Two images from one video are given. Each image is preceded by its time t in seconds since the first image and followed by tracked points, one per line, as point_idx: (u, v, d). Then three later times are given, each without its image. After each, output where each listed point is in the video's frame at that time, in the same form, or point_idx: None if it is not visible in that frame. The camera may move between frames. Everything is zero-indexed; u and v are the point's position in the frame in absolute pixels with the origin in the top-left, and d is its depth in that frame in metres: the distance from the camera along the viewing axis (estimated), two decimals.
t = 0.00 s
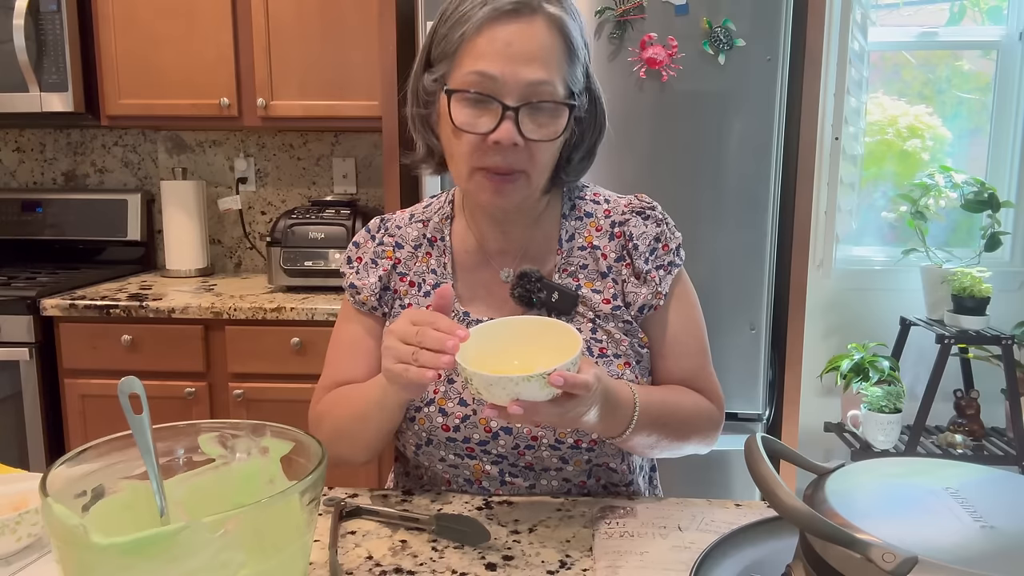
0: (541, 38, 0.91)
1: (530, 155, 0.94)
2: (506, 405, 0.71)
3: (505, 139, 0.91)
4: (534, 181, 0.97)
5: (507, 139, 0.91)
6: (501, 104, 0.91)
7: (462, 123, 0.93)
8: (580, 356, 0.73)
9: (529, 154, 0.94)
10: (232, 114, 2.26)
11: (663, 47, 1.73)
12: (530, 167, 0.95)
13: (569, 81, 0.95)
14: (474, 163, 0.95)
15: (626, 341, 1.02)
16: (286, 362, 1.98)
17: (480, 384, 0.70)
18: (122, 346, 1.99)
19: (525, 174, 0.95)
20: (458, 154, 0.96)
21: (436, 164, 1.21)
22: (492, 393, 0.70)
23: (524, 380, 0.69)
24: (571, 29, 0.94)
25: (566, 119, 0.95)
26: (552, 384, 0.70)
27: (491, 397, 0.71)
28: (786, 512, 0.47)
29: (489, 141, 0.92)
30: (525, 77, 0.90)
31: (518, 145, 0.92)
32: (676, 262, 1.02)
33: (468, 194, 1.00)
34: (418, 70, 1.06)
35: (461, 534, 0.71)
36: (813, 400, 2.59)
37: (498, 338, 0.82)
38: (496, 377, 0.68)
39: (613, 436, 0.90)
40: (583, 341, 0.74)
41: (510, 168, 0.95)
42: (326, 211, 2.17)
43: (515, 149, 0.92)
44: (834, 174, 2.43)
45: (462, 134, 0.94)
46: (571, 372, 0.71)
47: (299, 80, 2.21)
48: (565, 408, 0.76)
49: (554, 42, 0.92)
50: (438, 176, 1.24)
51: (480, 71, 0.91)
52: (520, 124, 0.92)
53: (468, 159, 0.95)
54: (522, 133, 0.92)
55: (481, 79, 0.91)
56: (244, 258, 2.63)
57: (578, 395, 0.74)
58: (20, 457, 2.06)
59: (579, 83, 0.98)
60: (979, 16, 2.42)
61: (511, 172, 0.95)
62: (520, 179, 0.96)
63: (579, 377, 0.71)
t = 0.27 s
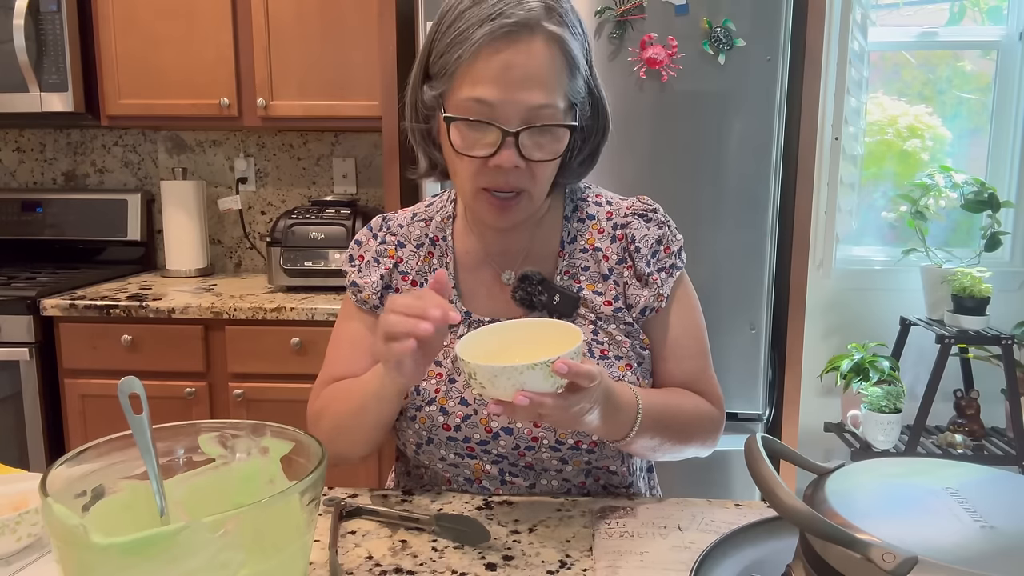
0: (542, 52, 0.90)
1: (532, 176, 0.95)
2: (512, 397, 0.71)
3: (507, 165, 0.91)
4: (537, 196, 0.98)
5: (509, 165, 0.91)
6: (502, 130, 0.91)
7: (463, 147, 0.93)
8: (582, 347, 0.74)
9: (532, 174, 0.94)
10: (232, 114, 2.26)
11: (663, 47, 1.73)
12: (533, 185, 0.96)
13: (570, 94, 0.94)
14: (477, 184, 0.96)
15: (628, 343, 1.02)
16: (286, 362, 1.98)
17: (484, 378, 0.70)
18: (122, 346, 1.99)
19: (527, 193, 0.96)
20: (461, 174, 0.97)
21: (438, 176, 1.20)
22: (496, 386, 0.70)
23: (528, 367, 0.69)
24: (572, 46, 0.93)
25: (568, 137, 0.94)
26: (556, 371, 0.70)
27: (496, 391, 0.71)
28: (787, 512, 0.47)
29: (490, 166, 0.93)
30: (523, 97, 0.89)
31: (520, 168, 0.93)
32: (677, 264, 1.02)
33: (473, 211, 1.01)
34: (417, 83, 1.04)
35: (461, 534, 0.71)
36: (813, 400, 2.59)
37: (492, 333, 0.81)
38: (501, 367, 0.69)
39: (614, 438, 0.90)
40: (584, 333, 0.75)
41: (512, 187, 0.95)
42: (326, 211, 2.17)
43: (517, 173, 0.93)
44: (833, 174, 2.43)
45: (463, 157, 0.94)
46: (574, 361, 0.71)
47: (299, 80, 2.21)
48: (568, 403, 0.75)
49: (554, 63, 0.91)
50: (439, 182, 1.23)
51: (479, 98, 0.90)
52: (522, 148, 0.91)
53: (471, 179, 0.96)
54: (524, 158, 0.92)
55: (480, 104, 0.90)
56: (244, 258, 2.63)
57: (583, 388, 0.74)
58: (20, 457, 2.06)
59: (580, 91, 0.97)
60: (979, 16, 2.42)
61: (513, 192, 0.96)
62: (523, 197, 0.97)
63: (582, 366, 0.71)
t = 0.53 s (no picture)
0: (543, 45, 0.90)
1: (532, 166, 0.94)
2: (512, 403, 0.71)
3: (506, 154, 0.91)
4: (537, 188, 0.98)
5: (508, 153, 0.91)
6: (500, 120, 0.91)
7: (460, 138, 0.93)
8: (581, 354, 0.73)
9: (531, 164, 0.94)
10: (232, 114, 2.26)
11: (663, 47, 1.73)
12: (533, 176, 0.95)
13: (571, 86, 0.94)
14: (475, 175, 0.95)
15: (629, 346, 1.02)
16: (286, 362, 1.98)
17: (484, 383, 0.70)
18: (122, 346, 1.99)
19: (527, 184, 0.96)
20: (459, 166, 0.96)
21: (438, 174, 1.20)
22: (496, 392, 0.70)
23: (528, 373, 0.69)
24: (572, 37, 0.93)
25: (567, 128, 0.94)
26: (555, 378, 0.69)
27: (496, 397, 0.71)
28: (787, 512, 0.47)
29: (489, 156, 0.92)
30: (521, 86, 0.89)
31: (519, 158, 0.92)
32: (679, 266, 1.02)
33: (472, 205, 1.00)
34: (416, 79, 1.05)
35: (461, 533, 0.71)
36: (813, 400, 2.59)
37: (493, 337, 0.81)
38: (500, 374, 0.69)
39: (616, 442, 0.90)
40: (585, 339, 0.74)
41: (511, 178, 0.95)
42: (326, 211, 2.17)
43: (516, 163, 0.93)
44: (833, 174, 2.43)
45: (461, 149, 0.94)
46: (574, 367, 0.71)
47: (299, 80, 2.21)
48: (569, 408, 0.75)
49: (553, 52, 0.91)
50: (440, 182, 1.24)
51: (478, 86, 0.90)
52: (521, 138, 0.91)
53: (470, 170, 0.95)
54: (523, 147, 0.92)
55: (479, 93, 0.90)
56: (244, 258, 2.63)
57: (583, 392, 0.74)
58: (20, 457, 2.06)
59: (581, 86, 0.97)
60: (979, 16, 2.42)
61: (512, 183, 0.96)
62: (523, 189, 0.96)
63: (582, 372, 0.71)
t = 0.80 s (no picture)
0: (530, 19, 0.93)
1: (531, 135, 0.94)
2: (515, 403, 0.71)
3: (504, 118, 0.91)
4: (541, 165, 0.96)
5: (505, 118, 0.91)
6: (494, 86, 0.93)
7: (458, 114, 0.94)
8: (586, 354, 0.73)
9: (531, 133, 0.93)
10: (232, 114, 2.26)
11: (663, 47, 1.73)
12: (535, 148, 0.94)
13: (562, 60, 0.97)
14: (477, 152, 0.94)
15: (631, 348, 1.02)
16: (286, 362, 1.98)
17: (488, 384, 0.70)
18: (122, 345, 1.99)
19: (530, 157, 0.94)
20: (459, 149, 0.96)
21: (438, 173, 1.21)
22: (499, 391, 0.70)
23: (531, 373, 0.69)
24: (557, 13, 0.96)
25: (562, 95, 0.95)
26: (559, 379, 0.69)
27: (499, 397, 0.71)
28: (787, 513, 0.47)
29: (487, 125, 0.92)
30: (515, 59, 0.92)
31: (518, 124, 0.92)
32: (681, 268, 1.02)
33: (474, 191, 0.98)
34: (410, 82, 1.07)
35: (461, 534, 0.71)
36: (813, 400, 2.59)
37: (495, 337, 0.81)
38: (504, 374, 0.68)
39: (618, 444, 0.90)
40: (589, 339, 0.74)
41: (514, 150, 0.94)
42: (326, 211, 2.17)
43: (516, 130, 0.92)
44: (833, 174, 2.44)
45: (459, 126, 0.95)
46: (578, 367, 0.71)
47: (299, 80, 2.21)
48: (572, 410, 0.75)
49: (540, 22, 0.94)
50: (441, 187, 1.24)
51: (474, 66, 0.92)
52: (516, 101, 0.92)
53: (471, 150, 0.95)
54: (519, 111, 0.92)
55: (471, 64, 0.93)
56: (244, 258, 2.63)
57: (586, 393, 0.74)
58: (20, 457, 2.06)
59: (573, 63, 1.00)
60: (979, 16, 2.42)
61: (515, 156, 0.94)
62: (526, 163, 0.95)
63: (586, 373, 0.71)
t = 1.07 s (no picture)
0: (517, 13, 0.95)
1: (521, 117, 0.93)
2: (518, 409, 0.71)
3: (490, 101, 0.91)
4: (535, 148, 0.94)
5: (492, 102, 0.91)
6: (478, 74, 0.93)
7: (447, 108, 0.94)
8: (588, 358, 0.73)
9: (521, 115, 0.93)
10: (232, 114, 2.26)
11: (663, 47, 1.73)
12: (528, 130, 0.93)
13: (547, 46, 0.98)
14: (470, 141, 0.93)
15: (631, 348, 1.02)
16: (286, 362, 1.98)
17: (490, 388, 0.70)
18: (122, 345, 1.99)
19: (524, 139, 0.93)
20: (453, 143, 0.96)
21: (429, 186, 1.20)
22: (502, 396, 0.70)
23: (534, 379, 0.69)
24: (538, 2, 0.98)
25: (547, 79, 0.95)
26: (563, 383, 0.69)
27: (502, 401, 0.71)
28: (787, 513, 0.47)
29: (476, 112, 0.92)
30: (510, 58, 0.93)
31: (506, 108, 0.91)
32: (682, 268, 1.02)
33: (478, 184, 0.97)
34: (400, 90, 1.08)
35: (461, 534, 0.71)
36: (813, 400, 2.59)
37: (497, 339, 0.81)
38: (508, 379, 0.68)
39: (619, 445, 0.90)
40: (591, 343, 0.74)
41: (506, 134, 0.92)
42: (325, 211, 2.17)
43: (504, 113, 0.92)
44: (833, 174, 2.44)
45: (451, 120, 0.95)
46: (581, 372, 0.70)
47: (299, 80, 2.21)
48: (574, 412, 0.74)
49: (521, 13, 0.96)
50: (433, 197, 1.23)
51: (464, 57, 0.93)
52: (501, 86, 0.92)
53: (465, 140, 0.94)
54: (506, 95, 0.92)
55: (454, 55, 0.94)
56: (244, 258, 2.63)
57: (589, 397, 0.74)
58: (20, 458, 2.06)
59: (558, 51, 1.01)
60: (979, 16, 2.42)
61: (508, 139, 0.93)
62: (520, 147, 0.93)
63: (589, 377, 0.70)
